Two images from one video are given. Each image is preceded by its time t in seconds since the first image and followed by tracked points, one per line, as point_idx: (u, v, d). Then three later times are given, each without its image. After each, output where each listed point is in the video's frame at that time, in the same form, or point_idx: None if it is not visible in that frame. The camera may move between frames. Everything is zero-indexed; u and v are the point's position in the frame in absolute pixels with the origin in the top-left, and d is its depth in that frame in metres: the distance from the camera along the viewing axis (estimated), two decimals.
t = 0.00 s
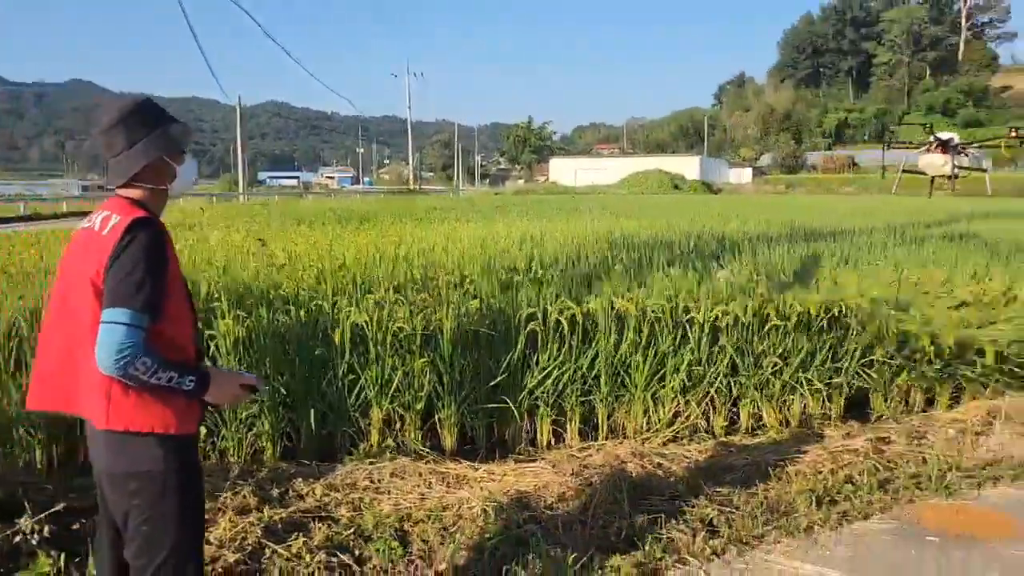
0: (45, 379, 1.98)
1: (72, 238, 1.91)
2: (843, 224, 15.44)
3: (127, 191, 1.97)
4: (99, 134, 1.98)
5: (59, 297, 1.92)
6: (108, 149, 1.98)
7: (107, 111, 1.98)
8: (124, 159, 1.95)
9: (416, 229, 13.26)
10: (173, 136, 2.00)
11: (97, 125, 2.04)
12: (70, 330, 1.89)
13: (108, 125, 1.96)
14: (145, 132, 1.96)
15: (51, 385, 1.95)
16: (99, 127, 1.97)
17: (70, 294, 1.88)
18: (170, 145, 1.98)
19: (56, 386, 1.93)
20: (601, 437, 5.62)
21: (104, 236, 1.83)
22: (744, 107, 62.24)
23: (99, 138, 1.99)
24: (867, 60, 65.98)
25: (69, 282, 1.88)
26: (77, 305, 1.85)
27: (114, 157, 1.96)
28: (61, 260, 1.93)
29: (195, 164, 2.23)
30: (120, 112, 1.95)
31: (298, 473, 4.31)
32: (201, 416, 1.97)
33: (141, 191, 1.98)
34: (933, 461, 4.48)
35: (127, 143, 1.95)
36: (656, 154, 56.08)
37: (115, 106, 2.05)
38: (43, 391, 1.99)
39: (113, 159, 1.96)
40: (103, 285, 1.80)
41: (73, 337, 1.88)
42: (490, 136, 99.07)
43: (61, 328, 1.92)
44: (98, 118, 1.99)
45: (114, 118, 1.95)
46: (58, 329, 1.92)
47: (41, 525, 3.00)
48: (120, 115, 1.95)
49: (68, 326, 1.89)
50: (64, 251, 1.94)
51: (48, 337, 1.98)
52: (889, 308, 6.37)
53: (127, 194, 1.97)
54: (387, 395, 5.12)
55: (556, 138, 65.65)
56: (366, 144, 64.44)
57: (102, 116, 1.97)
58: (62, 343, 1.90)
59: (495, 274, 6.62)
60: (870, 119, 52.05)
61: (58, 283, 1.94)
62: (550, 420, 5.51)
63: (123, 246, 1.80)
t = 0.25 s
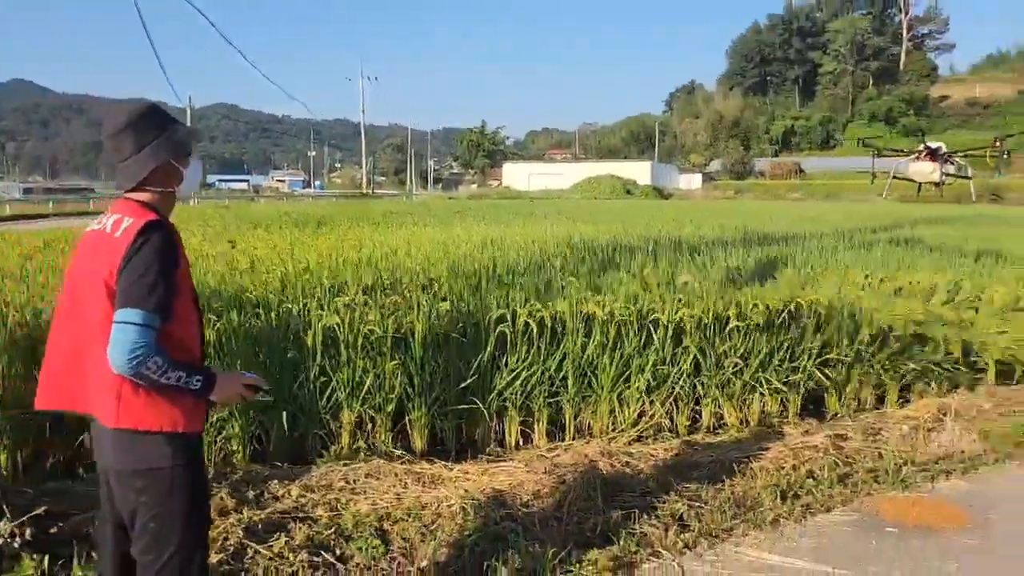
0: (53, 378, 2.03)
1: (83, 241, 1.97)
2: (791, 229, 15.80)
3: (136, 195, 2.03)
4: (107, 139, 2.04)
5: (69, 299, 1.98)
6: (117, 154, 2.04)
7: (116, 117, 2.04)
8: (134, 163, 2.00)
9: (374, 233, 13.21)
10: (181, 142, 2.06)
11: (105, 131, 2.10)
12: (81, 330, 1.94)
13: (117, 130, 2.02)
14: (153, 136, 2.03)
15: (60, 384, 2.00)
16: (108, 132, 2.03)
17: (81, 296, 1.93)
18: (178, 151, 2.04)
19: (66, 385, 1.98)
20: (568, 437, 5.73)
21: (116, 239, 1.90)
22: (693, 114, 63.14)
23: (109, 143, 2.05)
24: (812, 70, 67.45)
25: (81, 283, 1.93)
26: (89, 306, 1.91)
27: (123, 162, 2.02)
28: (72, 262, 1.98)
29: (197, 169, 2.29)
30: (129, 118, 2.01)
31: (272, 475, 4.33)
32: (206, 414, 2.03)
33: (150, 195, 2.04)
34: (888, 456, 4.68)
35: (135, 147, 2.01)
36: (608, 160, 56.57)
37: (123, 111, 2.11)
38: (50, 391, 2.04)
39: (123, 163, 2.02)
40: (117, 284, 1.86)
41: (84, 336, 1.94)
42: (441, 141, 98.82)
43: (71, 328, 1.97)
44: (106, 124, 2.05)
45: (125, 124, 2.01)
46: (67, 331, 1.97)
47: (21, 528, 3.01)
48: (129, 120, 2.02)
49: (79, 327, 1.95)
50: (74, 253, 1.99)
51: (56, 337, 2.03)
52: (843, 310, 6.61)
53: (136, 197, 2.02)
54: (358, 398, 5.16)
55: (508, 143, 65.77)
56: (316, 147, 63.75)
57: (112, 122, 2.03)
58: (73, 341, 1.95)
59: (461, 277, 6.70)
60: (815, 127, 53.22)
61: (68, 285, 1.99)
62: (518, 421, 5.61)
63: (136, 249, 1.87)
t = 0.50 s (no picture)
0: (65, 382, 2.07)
1: (96, 246, 2.01)
2: (733, 235, 16.14)
3: (145, 203, 2.08)
4: (117, 150, 2.09)
5: (82, 305, 2.02)
6: (126, 163, 2.10)
7: (125, 128, 2.09)
8: (144, 171, 2.06)
9: (324, 240, 13.11)
10: (188, 150, 2.12)
11: (114, 140, 2.16)
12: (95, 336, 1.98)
13: (126, 140, 2.07)
14: (161, 146, 2.08)
15: (73, 387, 2.04)
16: (118, 142, 2.09)
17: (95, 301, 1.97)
18: (187, 159, 2.10)
19: (79, 388, 2.03)
20: (533, 440, 5.84)
21: (129, 245, 1.94)
22: (635, 123, 63.90)
23: (118, 153, 2.10)
24: (749, 80, 68.88)
25: (95, 290, 1.97)
26: (104, 310, 1.95)
27: (132, 171, 2.07)
28: (84, 268, 2.02)
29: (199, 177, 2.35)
30: (138, 127, 2.06)
31: (246, 480, 4.34)
32: (216, 415, 2.08)
33: (159, 202, 2.09)
34: (842, 451, 4.89)
35: (145, 156, 2.07)
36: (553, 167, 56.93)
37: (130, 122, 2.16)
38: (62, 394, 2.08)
39: (132, 172, 2.07)
40: (133, 290, 1.90)
41: (98, 341, 1.97)
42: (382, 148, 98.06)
43: (84, 333, 2.01)
44: (116, 133, 2.10)
45: (134, 133, 2.07)
46: (81, 334, 2.01)
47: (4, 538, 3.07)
48: (138, 131, 2.07)
49: (93, 333, 1.99)
50: (85, 260, 2.03)
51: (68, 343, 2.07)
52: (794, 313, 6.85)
53: (146, 206, 2.07)
54: (327, 403, 5.19)
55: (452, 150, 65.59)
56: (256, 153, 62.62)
57: (121, 133, 2.08)
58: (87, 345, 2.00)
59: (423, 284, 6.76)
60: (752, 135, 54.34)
61: (80, 290, 2.03)
62: (484, 424, 5.71)
63: (151, 255, 1.91)
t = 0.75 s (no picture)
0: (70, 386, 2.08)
1: (102, 252, 2.02)
2: (687, 238, 16.38)
3: (150, 209, 2.09)
4: (123, 157, 2.11)
5: (88, 310, 2.03)
6: (131, 170, 2.11)
7: (131, 136, 2.11)
8: (150, 179, 2.07)
9: (281, 242, 12.99)
10: (193, 158, 2.13)
11: (117, 149, 2.17)
12: (103, 339, 2.00)
13: (133, 148, 2.09)
14: (165, 154, 2.10)
15: (79, 390, 2.06)
16: (123, 150, 2.10)
17: (103, 306, 1.99)
18: (193, 167, 2.12)
19: (86, 391, 2.04)
20: (503, 439, 5.93)
21: (137, 252, 1.95)
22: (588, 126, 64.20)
23: (123, 160, 2.12)
24: (699, 85, 69.81)
25: (102, 295, 1.99)
26: (112, 315, 1.97)
27: (137, 179, 2.09)
28: (90, 273, 2.04)
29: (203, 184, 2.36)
30: (144, 136, 2.08)
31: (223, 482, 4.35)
32: (221, 418, 2.10)
33: (163, 210, 2.10)
34: (804, 448, 5.07)
35: (150, 164, 2.08)
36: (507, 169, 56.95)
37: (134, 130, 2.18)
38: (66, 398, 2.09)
39: (138, 179, 2.08)
40: (142, 295, 1.92)
41: (106, 345, 1.99)
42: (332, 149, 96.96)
43: (91, 337, 2.02)
44: (122, 141, 2.12)
45: (139, 143, 2.08)
46: (87, 339, 2.03)
47: None
48: (144, 139, 2.09)
49: (100, 337, 2.01)
50: (91, 265, 2.04)
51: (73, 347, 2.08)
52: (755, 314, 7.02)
53: (151, 212, 2.09)
54: (300, 405, 5.21)
55: (404, 151, 65.18)
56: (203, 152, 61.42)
57: (127, 142, 2.10)
58: (95, 350, 2.01)
59: (390, 287, 6.78)
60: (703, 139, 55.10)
61: (86, 297, 2.05)
62: (455, 425, 5.77)
63: (159, 261, 1.93)
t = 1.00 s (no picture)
0: (71, 381, 2.09)
1: (104, 247, 2.03)
2: (639, 240, 16.59)
3: (150, 206, 2.10)
4: (123, 152, 2.11)
5: (91, 305, 2.04)
6: (130, 167, 2.11)
7: (131, 131, 2.11)
8: (151, 176, 2.08)
9: (234, 243, 12.84)
10: (195, 154, 2.15)
11: (115, 145, 2.17)
12: (108, 333, 2.01)
13: (134, 145, 2.09)
14: (166, 151, 2.11)
15: (81, 385, 2.07)
16: (124, 146, 2.10)
17: (107, 301, 2.00)
18: (193, 163, 2.13)
19: (90, 385, 2.05)
20: (471, 437, 6.00)
21: (141, 247, 1.97)
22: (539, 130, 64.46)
23: (122, 157, 2.12)
24: (647, 90, 70.62)
25: (107, 289, 2.00)
26: (118, 309, 1.98)
27: (138, 175, 2.09)
28: (92, 269, 2.04)
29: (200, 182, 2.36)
30: (145, 134, 2.08)
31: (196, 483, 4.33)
32: (222, 411, 2.13)
33: (164, 205, 2.11)
34: (766, 442, 5.23)
35: (151, 162, 2.09)
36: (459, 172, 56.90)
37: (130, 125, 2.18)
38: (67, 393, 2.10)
39: (139, 175, 2.09)
40: (149, 289, 1.94)
41: (110, 339, 2.01)
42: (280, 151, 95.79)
43: (94, 331, 2.03)
44: (121, 137, 2.12)
45: (141, 140, 2.09)
46: (90, 333, 2.04)
47: None
48: (145, 137, 2.09)
49: (104, 330, 2.02)
50: (92, 260, 2.05)
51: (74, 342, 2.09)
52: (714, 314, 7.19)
53: (152, 208, 2.10)
54: (270, 405, 5.21)
55: (354, 153, 64.67)
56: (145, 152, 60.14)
57: (127, 138, 2.10)
58: (99, 344, 2.02)
59: (355, 289, 6.79)
60: (652, 143, 55.74)
61: (88, 292, 2.06)
62: (424, 424, 5.82)
63: (166, 255, 1.95)
